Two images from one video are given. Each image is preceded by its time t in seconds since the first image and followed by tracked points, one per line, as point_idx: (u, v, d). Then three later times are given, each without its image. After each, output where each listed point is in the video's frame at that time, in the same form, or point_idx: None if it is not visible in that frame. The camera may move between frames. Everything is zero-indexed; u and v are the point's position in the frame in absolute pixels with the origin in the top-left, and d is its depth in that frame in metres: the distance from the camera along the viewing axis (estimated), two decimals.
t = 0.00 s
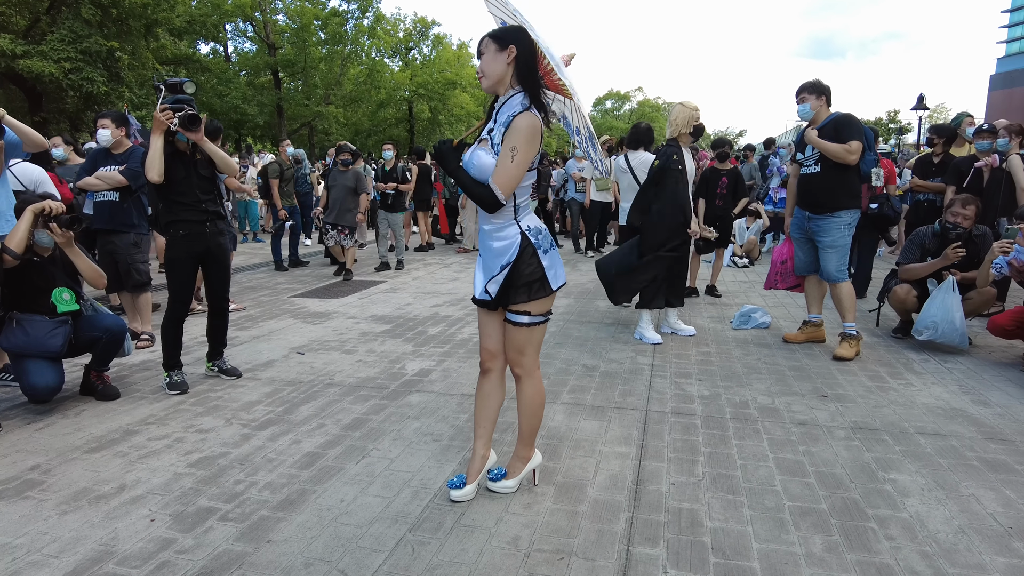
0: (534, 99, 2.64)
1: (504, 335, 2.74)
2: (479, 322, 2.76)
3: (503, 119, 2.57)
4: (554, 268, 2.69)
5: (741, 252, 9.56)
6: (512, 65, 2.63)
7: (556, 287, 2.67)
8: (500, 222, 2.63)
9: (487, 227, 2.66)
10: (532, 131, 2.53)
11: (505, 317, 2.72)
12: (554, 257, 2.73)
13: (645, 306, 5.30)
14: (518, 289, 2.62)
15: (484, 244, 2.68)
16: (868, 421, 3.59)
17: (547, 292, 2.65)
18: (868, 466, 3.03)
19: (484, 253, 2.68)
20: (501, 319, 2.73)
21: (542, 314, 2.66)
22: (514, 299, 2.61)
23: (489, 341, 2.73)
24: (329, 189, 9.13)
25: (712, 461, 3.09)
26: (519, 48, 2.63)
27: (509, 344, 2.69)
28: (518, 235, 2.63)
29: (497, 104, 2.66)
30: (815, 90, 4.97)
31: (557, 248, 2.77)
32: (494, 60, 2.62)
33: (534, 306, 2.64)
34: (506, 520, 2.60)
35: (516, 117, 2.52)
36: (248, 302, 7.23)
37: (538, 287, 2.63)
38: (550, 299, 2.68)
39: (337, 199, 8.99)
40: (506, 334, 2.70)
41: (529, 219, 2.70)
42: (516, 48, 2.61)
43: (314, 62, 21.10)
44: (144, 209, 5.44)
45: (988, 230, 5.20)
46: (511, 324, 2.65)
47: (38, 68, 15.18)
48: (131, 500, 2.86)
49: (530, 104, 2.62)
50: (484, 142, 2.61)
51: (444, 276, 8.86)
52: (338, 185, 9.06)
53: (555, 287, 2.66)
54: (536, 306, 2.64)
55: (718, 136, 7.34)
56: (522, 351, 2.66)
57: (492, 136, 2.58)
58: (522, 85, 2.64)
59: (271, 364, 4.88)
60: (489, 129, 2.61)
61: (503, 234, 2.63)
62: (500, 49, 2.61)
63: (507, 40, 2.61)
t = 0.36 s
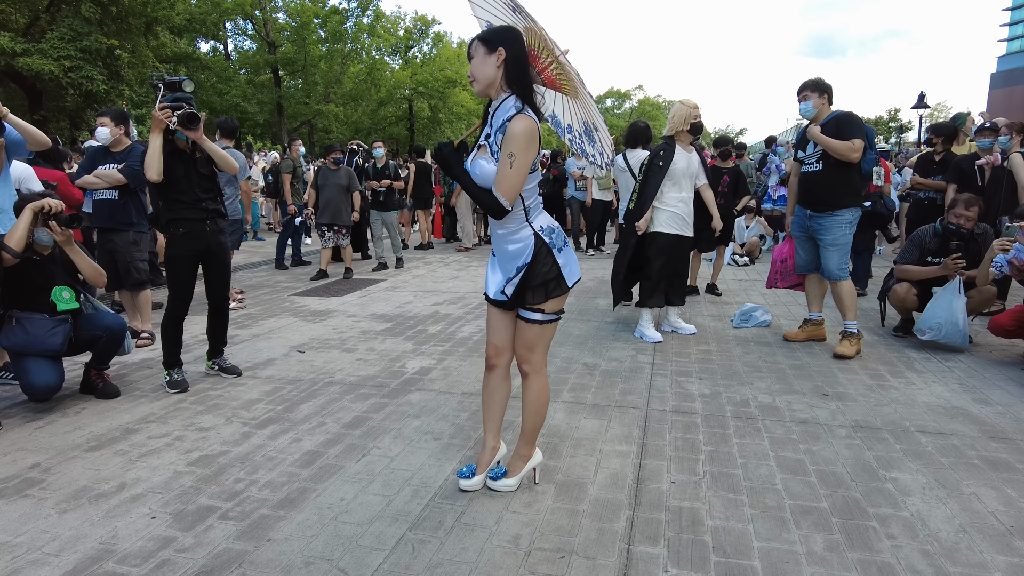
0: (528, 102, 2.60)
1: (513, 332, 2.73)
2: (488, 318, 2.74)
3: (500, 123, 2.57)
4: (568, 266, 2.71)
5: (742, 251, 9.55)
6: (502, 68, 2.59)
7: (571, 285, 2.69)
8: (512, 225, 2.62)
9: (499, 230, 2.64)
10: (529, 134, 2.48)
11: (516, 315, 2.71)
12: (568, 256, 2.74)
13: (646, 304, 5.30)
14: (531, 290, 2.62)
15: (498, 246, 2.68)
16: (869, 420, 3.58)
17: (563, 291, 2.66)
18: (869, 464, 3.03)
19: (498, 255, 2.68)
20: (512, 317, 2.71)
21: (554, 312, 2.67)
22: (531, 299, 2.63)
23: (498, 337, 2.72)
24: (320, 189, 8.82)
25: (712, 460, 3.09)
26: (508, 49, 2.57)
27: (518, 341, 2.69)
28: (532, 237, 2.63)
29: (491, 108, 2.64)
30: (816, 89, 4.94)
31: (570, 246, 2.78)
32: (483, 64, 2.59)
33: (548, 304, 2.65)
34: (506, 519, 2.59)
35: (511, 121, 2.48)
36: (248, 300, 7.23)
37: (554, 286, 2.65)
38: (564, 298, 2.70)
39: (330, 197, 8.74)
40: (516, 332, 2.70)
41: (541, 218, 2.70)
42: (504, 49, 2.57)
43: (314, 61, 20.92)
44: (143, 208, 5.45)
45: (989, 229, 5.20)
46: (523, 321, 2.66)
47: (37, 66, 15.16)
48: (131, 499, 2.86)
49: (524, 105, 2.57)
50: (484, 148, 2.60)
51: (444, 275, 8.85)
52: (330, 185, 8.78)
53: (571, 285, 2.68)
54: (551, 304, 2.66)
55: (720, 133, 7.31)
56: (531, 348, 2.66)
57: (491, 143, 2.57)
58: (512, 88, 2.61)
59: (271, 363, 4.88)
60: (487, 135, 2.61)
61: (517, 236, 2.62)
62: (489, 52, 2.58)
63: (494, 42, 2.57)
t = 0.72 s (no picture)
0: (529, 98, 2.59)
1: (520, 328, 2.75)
2: (498, 314, 2.78)
3: (503, 120, 2.56)
4: (574, 262, 2.70)
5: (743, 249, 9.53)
6: (501, 65, 2.58)
7: (577, 280, 2.68)
8: (517, 221, 2.62)
9: (506, 227, 2.64)
10: (532, 130, 2.46)
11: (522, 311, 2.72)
12: (574, 251, 2.73)
13: (648, 301, 5.32)
14: (535, 286, 2.62)
15: (504, 242, 2.68)
16: (870, 415, 3.58)
17: (569, 286, 2.64)
18: (870, 460, 3.03)
19: (503, 251, 2.68)
20: (518, 312, 2.73)
21: (559, 307, 2.67)
22: (535, 295, 2.62)
23: (506, 334, 2.75)
24: (311, 185, 8.72)
25: (713, 455, 3.09)
26: (507, 46, 2.56)
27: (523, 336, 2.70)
28: (537, 234, 2.62)
29: (493, 105, 2.64)
30: (818, 86, 4.93)
31: (577, 241, 2.77)
32: (482, 61, 2.59)
33: (553, 299, 2.64)
34: (507, 514, 2.59)
35: (513, 119, 2.47)
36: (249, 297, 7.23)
37: (560, 282, 2.63)
38: (571, 293, 2.68)
39: (321, 194, 8.65)
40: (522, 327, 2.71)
41: (546, 214, 2.69)
42: (503, 47, 2.55)
43: (314, 58, 20.81)
44: (142, 204, 5.47)
45: (990, 225, 5.19)
46: (527, 316, 2.66)
47: (38, 63, 15.15)
48: (132, 494, 2.86)
49: (525, 102, 2.56)
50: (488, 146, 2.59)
51: (444, 272, 8.84)
52: (322, 180, 8.70)
53: (576, 280, 2.67)
54: (555, 299, 2.64)
55: (721, 131, 7.29)
56: (535, 343, 2.66)
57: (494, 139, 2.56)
58: (512, 84, 2.59)
59: (271, 359, 4.87)
60: (491, 132, 2.61)
61: (521, 232, 2.62)
62: (488, 50, 2.57)
63: (493, 39, 2.56)
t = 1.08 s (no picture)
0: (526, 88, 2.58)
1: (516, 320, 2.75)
2: (494, 306, 2.79)
3: (499, 110, 2.55)
4: (569, 254, 2.70)
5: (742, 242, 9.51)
6: (496, 55, 2.57)
7: (572, 273, 2.67)
8: (513, 213, 2.61)
9: (501, 218, 2.63)
10: (528, 119, 2.46)
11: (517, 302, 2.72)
12: (569, 243, 2.73)
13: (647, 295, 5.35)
14: (530, 278, 2.61)
15: (499, 233, 2.68)
16: (866, 408, 3.58)
17: (564, 279, 2.65)
18: (865, 452, 3.03)
19: (499, 241, 2.69)
20: (514, 304, 2.73)
21: (554, 300, 2.67)
22: (529, 287, 2.61)
23: (503, 326, 2.76)
24: (308, 178, 8.68)
25: (708, 447, 3.09)
26: (503, 37, 2.55)
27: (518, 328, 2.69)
28: (532, 226, 2.62)
29: (489, 95, 2.63)
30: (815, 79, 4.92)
31: (572, 233, 2.77)
32: (477, 52, 2.58)
33: (549, 291, 2.64)
34: (502, 505, 2.60)
35: (509, 107, 2.46)
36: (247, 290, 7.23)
37: (555, 274, 2.63)
38: (566, 285, 2.68)
39: (319, 187, 8.63)
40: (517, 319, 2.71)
41: (542, 206, 2.68)
42: (498, 37, 2.54)
43: (313, 51, 20.84)
44: (139, 197, 5.45)
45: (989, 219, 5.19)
46: (522, 308, 2.65)
47: (36, 57, 15.11)
48: (129, 485, 2.87)
49: (521, 91, 2.55)
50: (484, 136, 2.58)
51: (443, 266, 8.83)
52: (320, 174, 8.64)
53: (571, 273, 2.66)
54: (550, 291, 2.64)
55: (721, 125, 7.23)
56: (530, 335, 2.66)
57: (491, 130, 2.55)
58: (508, 73, 2.58)
59: (269, 352, 4.88)
60: (487, 122, 2.60)
61: (516, 222, 2.61)
62: (483, 40, 2.55)
63: (489, 30, 2.55)
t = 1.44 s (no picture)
0: (520, 80, 2.57)
1: (509, 313, 2.75)
2: (485, 299, 2.78)
3: (495, 102, 2.54)
4: (561, 247, 2.70)
5: (738, 237, 9.51)
6: (490, 47, 2.57)
7: (564, 266, 2.68)
8: (505, 206, 2.62)
9: (494, 211, 2.64)
10: (524, 111, 2.46)
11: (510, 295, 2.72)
12: (562, 236, 2.74)
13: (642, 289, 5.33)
14: (522, 272, 2.62)
15: (492, 226, 2.69)
16: (859, 401, 3.60)
17: (555, 273, 2.65)
18: (858, 444, 3.05)
19: (491, 234, 2.69)
20: (505, 296, 2.74)
21: (546, 293, 2.68)
22: (522, 280, 2.62)
23: (495, 319, 2.76)
24: (307, 173, 8.67)
25: (702, 439, 3.11)
26: (497, 29, 2.54)
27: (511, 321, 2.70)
28: (525, 219, 2.62)
29: (484, 87, 2.62)
30: (809, 73, 4.91)
31: (564, 226, 2.77)
32: (472, 44, 2.58)
33: (541, 284, 2.65)
34: (496, 497, 2.61)
35: (505, 100, 2.45)
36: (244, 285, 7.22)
37: (547, 267, 2.64)
38: (558, 278, 2.69)
39: (319, 182, 8.58)
40: (510, 312, 2.72)
41: (535, 199, 2.69)
42: (493, 29, 2.54)
43: (310, 46, 20.78)
44: (134, 192, 5.45)
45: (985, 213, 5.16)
46: (515, 301, 2.66)
47: (31, 51, 15.04)
48: (124, 479, 2.88)
49: (516, 83, 2.55)
50: (479, 127, 2.59)
51: (440, 260, 8.83)
52: (318, 168, 8.61)
53: (563, 266, 2.67)
54: (542, 284, 2.65)
55: (720, 119, 7.34)
56: (523, 328, 2.67)
57: (486, 123, 2.56)
58: (503, 66, 2.58)
59: (265, 346, 4.88)
60: (481, 114, 2.59)
61: (508, 216, 2.62)
62: (477, 32, 2.55)
63: (483, 22, 2.54)
